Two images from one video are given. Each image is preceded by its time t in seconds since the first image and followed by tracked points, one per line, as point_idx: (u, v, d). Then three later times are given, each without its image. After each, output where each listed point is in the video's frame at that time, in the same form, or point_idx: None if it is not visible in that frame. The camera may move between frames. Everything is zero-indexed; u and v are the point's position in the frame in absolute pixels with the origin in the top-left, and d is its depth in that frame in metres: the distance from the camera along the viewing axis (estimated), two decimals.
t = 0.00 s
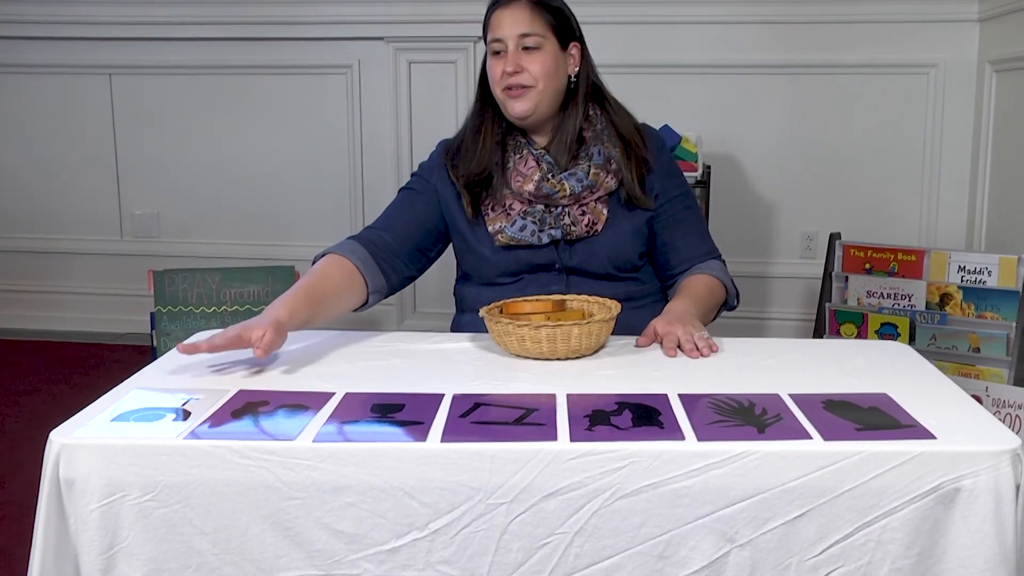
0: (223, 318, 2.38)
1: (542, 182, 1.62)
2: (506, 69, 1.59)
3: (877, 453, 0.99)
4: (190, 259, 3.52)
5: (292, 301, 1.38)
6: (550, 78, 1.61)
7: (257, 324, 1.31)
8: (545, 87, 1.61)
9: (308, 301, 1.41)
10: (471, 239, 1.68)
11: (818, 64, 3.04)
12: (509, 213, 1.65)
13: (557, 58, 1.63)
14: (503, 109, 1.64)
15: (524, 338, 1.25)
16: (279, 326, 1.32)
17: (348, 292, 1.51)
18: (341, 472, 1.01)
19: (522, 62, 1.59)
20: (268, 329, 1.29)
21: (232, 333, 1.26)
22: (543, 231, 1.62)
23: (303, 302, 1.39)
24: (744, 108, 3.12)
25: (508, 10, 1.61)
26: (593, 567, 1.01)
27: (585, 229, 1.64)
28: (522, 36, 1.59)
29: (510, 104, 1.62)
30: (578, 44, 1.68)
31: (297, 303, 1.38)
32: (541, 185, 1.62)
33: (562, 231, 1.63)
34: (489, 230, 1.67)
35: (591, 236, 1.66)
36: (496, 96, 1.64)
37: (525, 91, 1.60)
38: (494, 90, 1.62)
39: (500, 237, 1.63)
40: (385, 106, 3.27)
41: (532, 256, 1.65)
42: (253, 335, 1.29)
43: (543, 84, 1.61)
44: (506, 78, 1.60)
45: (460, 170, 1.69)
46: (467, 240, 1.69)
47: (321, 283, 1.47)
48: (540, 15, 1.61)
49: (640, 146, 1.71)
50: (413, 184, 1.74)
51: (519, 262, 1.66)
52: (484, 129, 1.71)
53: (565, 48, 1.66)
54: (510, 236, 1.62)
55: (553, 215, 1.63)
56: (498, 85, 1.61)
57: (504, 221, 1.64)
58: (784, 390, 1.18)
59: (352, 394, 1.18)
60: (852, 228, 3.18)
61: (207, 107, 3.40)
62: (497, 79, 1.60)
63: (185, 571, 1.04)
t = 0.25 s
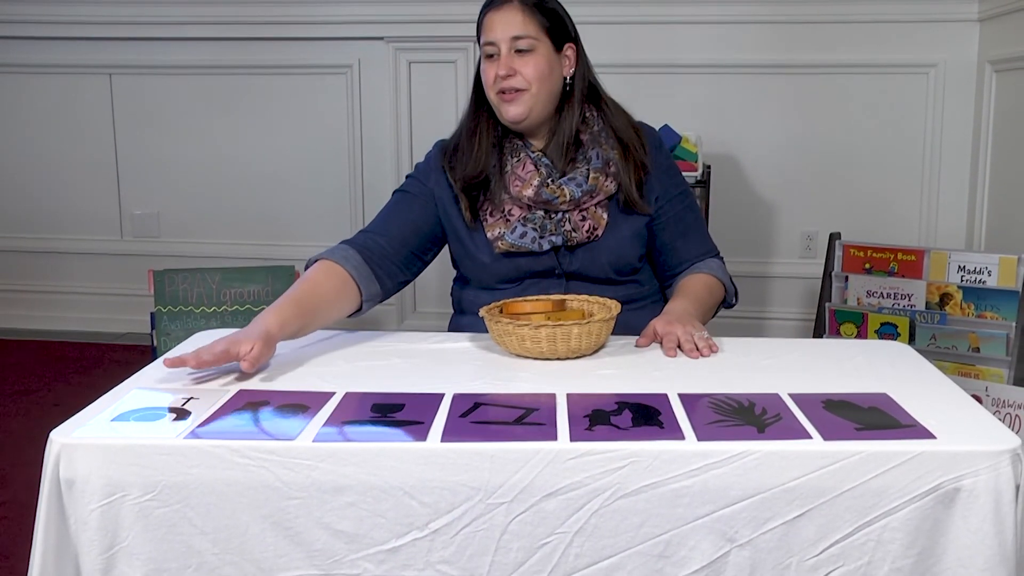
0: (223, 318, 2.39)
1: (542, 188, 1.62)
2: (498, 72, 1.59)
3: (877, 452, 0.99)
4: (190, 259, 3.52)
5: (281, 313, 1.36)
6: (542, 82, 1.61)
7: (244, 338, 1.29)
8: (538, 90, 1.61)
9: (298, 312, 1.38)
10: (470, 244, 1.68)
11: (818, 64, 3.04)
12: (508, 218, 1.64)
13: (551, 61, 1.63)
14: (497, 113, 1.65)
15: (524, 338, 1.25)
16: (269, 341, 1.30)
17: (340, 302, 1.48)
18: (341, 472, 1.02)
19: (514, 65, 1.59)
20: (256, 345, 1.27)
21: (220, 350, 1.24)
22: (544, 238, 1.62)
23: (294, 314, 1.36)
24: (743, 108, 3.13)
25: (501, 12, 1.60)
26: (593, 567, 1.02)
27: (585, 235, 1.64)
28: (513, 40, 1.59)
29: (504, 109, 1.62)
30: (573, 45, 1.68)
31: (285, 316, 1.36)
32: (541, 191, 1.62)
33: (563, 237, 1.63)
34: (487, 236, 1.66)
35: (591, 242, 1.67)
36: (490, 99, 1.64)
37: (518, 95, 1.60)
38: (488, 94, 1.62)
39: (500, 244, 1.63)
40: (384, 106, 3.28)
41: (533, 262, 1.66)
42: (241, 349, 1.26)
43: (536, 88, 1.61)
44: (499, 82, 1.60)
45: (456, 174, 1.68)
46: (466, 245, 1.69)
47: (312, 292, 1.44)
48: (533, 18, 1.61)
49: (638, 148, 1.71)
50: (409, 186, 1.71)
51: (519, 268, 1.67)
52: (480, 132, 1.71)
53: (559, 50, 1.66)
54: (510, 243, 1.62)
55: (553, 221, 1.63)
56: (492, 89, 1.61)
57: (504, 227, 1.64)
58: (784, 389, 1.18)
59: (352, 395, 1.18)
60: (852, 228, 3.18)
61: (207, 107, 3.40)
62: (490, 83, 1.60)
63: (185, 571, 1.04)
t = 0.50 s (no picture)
0: (224, 318, 2.39)
1: (542, 192, 1.61)
2: (496, 75, 1.59)
3: (876, 453, 0.99)
4: (189, 259, 3.52)
5: (275, 320, 1.34)
6: (541, 84, 1.61)
7: (239, 347, 1.26)
8: (536, 93, 1.61)
9: (293, 319, 1.37)
10: (470, 248, 1.68)
11: (818, 64, 3.04)
12: (508, 222, 1.64)
13: (549, 63, 1.62)
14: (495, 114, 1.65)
15: (524, 338, 1.25)
16: (264, 348, 1.28)
17: (336, 306, 1.47)
18: (341, 471, 1.02)
19: (513, 68, 1.59)
20: (252, 353, 1.25)
21: (215, 362, 1.22)
22: (544, 242, 1.62)
23: (289, 321, 1.35)
24: (743, 108, 3.13)
25: (498, 15, 1.60)
26: (593, 567, 1.02)
27: (586, 238, 1.65)
28: (512, 42, 1.59)
29: (502, 112, 1.62)
30: (571, 47, 1.68)
31: (280, 322, 1.34)
32: (541, 195, 1.61)
33: (563, 241, 1.63)
34: (487, 240, 1.67)
35: (592, 245, 1.67)
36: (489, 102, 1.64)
37: (516, 98, 1.60)
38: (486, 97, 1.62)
39: (501, 248, 1.63)
40: (384, 106, 3.28)
41: (533, 267, 1.67)
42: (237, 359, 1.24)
43: (535, 91, 1.61)
44: (497, 86, 1.60)
45: (455, 176, 1.67)
46: (466, 249, 1.69)
47: (309, 298, 1.42)
48: (531, 19, 1.61)
49: (638, 149, 1.71)
50: (407, 188, 1.70)
51: (520, 272, 1.67)
52: (479, 134, 1.71)
53: (557, 52, 1.66)
54: (510, 247, 1.63)
55: (554, 224, 1.63)
56: (490, 92, 1.61)
57: (504, 231, 1.64)
58: (784, 389, 1.18)
59: (353, 395, 1.18)
60: (853, 228, 3.18)
61: (207, 107, 3.40)
62: (489, 87, 1.60)
63: (185, 571, 1.04)
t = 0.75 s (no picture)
0: (223, 318, 2.39)
1: (540, 195, 1.61)
2: (496, 77, 1.59)
3: (875, 453, 0.99)
4: (189, 259, 3.52)
5: (274, 326, 1.33)
6: (541, 86, 1.61)
7: (238, 354, 1.26)
8: (536, 96, 1.61)
9: (293, 324, 1.37)
10: (467, 251, 1.68)
11: (818, 64, 3.04)
12: (506, 225, 1.65)
13: (548, 66, 1.62)
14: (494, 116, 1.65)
15: (523, 338, 1.25)
16: (264, 353, 1.28)
17: (336, 310, 1.47)
18: (340, 472, 1.02)
19: (513, 70, 1.59)
20: (252, 360, 1.25)
21: (215, 371, 1.21)
22: (542, 245, 1.62)
23: (288, 326, 1.35)
24: (742, 108, 3.13)
25: (498, 17, 1.59)
26: (592, 567, 1.02)
27: (585, 241, 1.65)
28: (512, 44, 1.58)
29: (502, 114, 1.61)
30: (571, 49, 1.68)
31: (279, 328, 1.34)
32: (539, 198, 1.61)
33: (562, 243, 1.63)
34: (485, 243, 1.67)
35: (591, 248, 1.67)
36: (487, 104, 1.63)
37: (516, 100, 1.60)
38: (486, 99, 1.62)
39: (499, 251, 1.63)
40: (384, 106, 3.28)
41: (531, 270, 1.66)
42: (237, 367, 1.24)
43: (535, 93, 1.60)
44: (497, 88, 1.59)
45: (453, 180, 1.67)
46: (464, 252, 1.69)
47: (308, 303, 1.42)
48: (530, 21, 1.61)
49: (636, 151, 1.71)
50: (405, 191, 1.71)
51: (518, 275, 1.67)
52: (477, 137, 1.71)
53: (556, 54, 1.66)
54: (509, 250, 1.62)
55: (552, 227, 1.63)
56: (490, 94, 1.60)
57: (502, 233, 1.65)
58: (783, 390, 1.18)
59: (352, 395, 1.18)
60: (852, 228, 3.18)
61: (206, 107, 3.40)
62: (489, 89, 1.60)
63: (184, 571, 1.04)
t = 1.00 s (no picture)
0: (224, 318, 2.39)
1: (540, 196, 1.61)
2: (515, 69, 1.58)
3: (876, 452, 0.99)
4: (189, 258, 3.52)
5: (276, 326, 1.34)
6: (557, 83, 1.61)
7: (240, 354, 1.26)
8: (552, 92, 1.61)
9: (294, 324, 1.37)
10: (467, 252, 1.68)
11: (819, 64, 3.04)
12: (506, 225, 1.64)
13: (563, 64, 1.63)
14: (506, 111, 1.63)
15: (524, 338, 1.25)
16: (264, 353, 1.28)
17: (337, 310, 1.47)
18: (340, 471, 1.02)
19: (533, 64, 1.58)
20: (253, 360, 1.25)
21: (216, 371, 1.21)
22: (543, 245, 1.62)
23: (288, 326, 1.35)
24: (743, 108, 3.13)
25: (518, 12, 1.60)
26: (593, 566, 1.02)
27: (585, 240, 1.64)
28: (533, 38, 1.58)
29: (516, 107, 1.60)
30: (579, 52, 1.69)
31: (280, 328, 1.34)
32: (539, 199, 1.61)
33: (562, 243, 1.63)
34: (485, 243, 1.67)
35: (591, 247, 1.67)
36: (500, 99, 1.62)
37: (532, 94, 1.59)
38: (500, 92, 1.61)
39: (500, 251, 1.63)
40: (384, 106, 3.28)
41: (531, 270, 1.66)
42: (239, 367, 1.24)
43: (551, 89, 1.60)
44: (514, 81, 1.59)
45: (454, 181, 1.67)
46: (464, 252, 1.68)
47: (309, 302, 1.42)
48: (550, 19, 1.62)
49: (636, 151, 1.72)
50: (405, 192, 1.71)
51: (518, 275, 1.67)
52: (479, 137, 1.70)
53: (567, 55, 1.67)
54: (509, 250, 1.62)
55: (552, 227, 1.63)
56: (506, 87, 1.59)
57: (502, 234, 1.64)
58: (784, 389, 1.18)
59: (352, 395, 1.18)
60: (852, 228, 3.18)
61: (206, 107, 3.39)
62: (505, 81, 1.59)
63: (185, 571, 1.04)
